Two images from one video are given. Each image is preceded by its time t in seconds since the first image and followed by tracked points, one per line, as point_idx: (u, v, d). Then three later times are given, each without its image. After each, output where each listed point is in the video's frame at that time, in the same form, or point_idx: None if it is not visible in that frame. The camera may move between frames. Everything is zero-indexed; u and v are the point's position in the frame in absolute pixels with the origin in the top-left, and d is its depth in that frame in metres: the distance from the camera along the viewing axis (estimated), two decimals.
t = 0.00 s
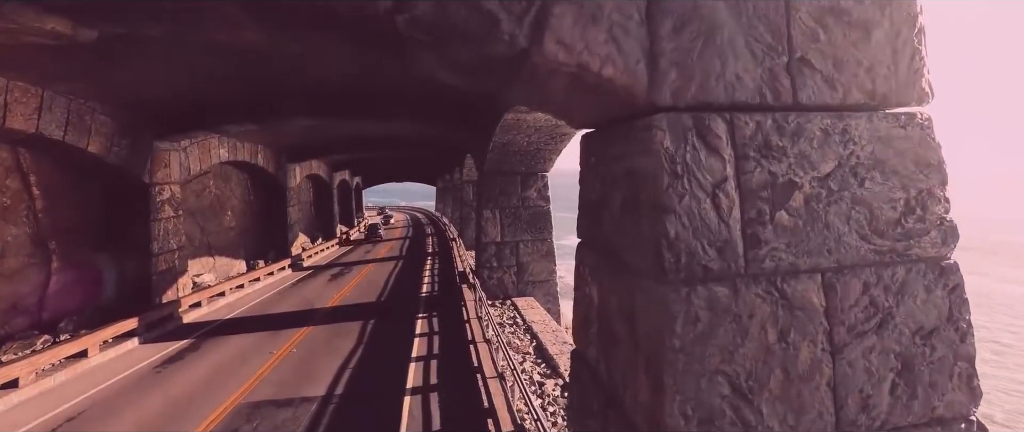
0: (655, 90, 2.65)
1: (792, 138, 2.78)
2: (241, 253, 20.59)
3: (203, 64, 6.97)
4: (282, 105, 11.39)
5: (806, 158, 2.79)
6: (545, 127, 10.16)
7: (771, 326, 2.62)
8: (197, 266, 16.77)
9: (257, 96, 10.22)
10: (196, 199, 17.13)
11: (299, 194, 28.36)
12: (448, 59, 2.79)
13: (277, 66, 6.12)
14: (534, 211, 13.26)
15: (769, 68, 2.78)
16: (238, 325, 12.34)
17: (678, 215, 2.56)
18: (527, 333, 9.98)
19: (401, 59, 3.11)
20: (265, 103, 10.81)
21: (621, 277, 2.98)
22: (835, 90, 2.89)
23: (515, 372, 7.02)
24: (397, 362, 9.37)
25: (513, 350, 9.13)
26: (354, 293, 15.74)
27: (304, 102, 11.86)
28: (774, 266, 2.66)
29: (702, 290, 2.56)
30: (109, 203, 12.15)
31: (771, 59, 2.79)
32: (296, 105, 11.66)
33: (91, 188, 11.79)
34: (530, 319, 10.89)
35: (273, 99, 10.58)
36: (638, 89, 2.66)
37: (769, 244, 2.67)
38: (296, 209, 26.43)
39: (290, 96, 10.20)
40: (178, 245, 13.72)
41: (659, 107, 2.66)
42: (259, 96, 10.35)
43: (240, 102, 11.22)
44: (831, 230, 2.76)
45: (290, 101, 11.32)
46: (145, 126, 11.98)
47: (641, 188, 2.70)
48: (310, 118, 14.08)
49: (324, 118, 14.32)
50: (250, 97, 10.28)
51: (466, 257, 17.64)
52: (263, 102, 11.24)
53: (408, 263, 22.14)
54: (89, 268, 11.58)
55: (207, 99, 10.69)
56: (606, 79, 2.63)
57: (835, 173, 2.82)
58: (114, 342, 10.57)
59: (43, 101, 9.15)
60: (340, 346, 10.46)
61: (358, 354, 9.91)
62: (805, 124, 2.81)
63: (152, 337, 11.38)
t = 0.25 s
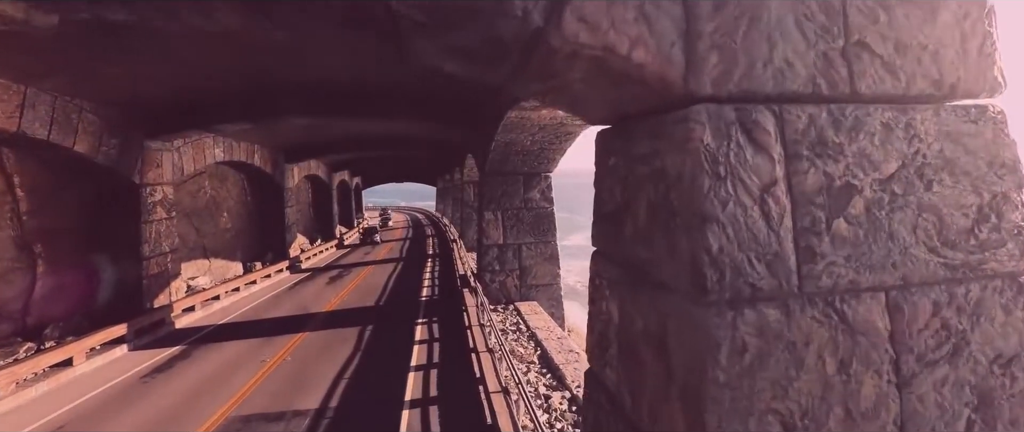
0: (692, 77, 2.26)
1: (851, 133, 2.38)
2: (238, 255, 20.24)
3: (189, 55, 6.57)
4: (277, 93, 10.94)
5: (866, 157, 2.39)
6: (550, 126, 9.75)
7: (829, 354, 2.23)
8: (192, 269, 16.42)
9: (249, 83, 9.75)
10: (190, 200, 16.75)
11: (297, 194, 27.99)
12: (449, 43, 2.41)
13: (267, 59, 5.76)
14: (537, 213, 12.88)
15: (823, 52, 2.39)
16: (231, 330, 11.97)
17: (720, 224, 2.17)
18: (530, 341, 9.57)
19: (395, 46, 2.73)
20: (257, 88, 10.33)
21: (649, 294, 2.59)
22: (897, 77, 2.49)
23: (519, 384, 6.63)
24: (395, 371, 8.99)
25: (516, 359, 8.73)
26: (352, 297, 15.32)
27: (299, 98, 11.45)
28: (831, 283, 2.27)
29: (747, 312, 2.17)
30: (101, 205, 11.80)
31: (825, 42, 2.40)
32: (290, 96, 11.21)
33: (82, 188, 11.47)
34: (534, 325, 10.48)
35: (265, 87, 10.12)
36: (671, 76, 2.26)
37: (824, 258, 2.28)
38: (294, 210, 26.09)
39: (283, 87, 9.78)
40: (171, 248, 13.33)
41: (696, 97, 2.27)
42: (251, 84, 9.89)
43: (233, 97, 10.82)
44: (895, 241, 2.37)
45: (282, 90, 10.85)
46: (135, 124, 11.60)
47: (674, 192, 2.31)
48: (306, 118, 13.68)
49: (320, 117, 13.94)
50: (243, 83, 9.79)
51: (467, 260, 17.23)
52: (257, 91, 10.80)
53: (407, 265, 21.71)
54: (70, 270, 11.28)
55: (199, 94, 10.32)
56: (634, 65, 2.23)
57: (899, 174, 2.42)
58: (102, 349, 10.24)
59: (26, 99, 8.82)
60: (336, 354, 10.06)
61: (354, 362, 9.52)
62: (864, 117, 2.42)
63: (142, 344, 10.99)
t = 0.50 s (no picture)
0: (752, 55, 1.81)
1: (945, 124, 1.92)
2: (234, 257, 19.81)
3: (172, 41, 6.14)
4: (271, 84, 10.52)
5: (965, 156, 1.93)
6: (555, 124, 9.27)
7: (929, 400, 1.78)
8: (186, 271, 15.97)
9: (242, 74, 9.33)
10: (184, 201, 16.32)
11: (296, 194, 27.55)
12: (451, 20, 1.94)
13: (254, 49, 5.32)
14: (541, 214, 12.40)
15: (913, 24, 1.92)
16: (224, 336, 11.53)
17: (792, 240, 1.72)
18: (535, 351, 9.13)
19: (386, 17, 2.29)
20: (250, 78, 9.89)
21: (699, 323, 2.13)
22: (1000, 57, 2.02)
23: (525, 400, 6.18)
24: (392, 382, 8.53)
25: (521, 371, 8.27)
26: (350, 300, 14.86)
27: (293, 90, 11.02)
28: (928, 311, 1.82)
29: (829, 349, 1.73)
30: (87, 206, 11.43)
31: (915, 11, 1.93)
32: (285, 87, 10.79)
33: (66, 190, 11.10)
34: (538, 332, 10.04)
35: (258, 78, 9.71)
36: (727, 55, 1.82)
37: (920, 278, 1.83)
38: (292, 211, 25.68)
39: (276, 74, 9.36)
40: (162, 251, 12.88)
41: (756, 81, 1.84)
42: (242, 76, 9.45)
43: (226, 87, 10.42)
44: (1003, 259, 1.90)
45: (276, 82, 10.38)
46: (122, 120, 11.15)
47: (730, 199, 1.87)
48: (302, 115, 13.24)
49: (316, 115, 13.50)
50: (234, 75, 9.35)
51: (468, 262, 16.75)
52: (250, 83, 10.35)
53: (407, 267, 21.25)
54: (55, 273, 10.91)
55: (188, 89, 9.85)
56: (682, 41, 1.80)
57: (1006, 176, 1.95)
58: (87, 357, 9.81)
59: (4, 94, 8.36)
60: (331, 363, 9.60)
61: (349, 374, 9.08)
62: (961, 106, 1.95)
63: (130, 351, 10.56)
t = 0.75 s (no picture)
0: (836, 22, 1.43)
1: None
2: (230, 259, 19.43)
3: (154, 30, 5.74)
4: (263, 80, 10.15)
5: None
6: (559, 123, 8.86)
7: None
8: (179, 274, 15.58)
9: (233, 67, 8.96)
10: (178, 202, 15.95)
11: (294, 195, 27.18)
12: None
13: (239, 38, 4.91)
14: (544, 216, 11.99)
15: None
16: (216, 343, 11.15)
17: (897, 265, 1.33)
18: (539, 361, 8.73)
19: None
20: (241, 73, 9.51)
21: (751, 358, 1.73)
22: None
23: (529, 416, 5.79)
24: (390, 393, 8.13)
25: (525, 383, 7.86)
26: (347, 304, 14.46)
27: (288, 84, 10.64)
28: None
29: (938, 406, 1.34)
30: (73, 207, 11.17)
31: None
32: (279, 83, 10.41)
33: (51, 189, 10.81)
34: (542, 340, 9.64)
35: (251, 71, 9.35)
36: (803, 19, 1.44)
37: None
38: (290, 211, 25.31)
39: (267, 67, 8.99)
40: (153, 254, 12.51)
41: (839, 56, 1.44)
42: (233, 69, 9.08)
43: (217, 82, 10.04)
44: None
45: (269, 78, 10.00)
46: (110, 117, 10.77)
47: (802, 212, 1.48)
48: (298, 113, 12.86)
49: (313, 114, 13.12)
50: (225, 69, 8.99)
51: (469, 265, 16.35)
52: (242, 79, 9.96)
53: (407, 269, 20.85)
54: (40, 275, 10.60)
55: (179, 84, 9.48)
56: (746, 5, 1.45)
57: None
58: (72, 365, 9.43)
59: None
60: (326, 373, 9.20)
61: (344, 384, 8.69)
62: None
63: (118, 359, 10.17)
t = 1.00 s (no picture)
0: (939, 13, 1.41)
1: None
2: (225, 261, 18.98)
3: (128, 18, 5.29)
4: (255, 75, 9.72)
5: None
6: (563, 120, 8.39)
7: None
8: (170, 278, 15.11)
9: (224, 61, 8.57)
10: (170, 203, 15.49)
11: (291, 196, 26.71)
12: None
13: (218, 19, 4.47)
14: (547, 218, 11.55)
15: None
16: (205, 351, 10.68)
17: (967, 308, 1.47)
18: (542, 373, 8.24)
19: None
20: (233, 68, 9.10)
21: (844, 353, 1.75)
22: None
23: None
24: (385, 408, 7.65)
25: (527, 398, 7.35)
26: (343, 309, 14.00)
27: (280, 80, 10.20)
28: None
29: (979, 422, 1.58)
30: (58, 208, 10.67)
31: None
32: (272, 78, 10.00)
33: (33, 190, 10.35)
34: (545, 349, 9.18)
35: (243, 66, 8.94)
36: (901, 12, 1.46)
37: None
38: (287, 212, 24.85)
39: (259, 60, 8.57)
40: (143, 257, 12.00)
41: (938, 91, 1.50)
42: (224, 63, 8.69)
43: (207, 78, 9.62)
44: None
45: (261, 73, 9.59)
46: (96, 114, 10.35)
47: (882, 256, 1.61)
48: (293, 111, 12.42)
49: (309, 112, 12.68)
50: (215, 63, 8.59)
51: (470, 268, 15.88)
52: (233, 74, 9.55)
53: (405, 273, 20.38)
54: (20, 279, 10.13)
55: (163, 77, 9.02)
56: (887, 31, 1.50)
57: None
58: (51, 376, 8.96)
59: None
60: (318, 384, 8.72)
61: (337, 397, 8.21)
62: None
63: (101, 368, 9.70)
